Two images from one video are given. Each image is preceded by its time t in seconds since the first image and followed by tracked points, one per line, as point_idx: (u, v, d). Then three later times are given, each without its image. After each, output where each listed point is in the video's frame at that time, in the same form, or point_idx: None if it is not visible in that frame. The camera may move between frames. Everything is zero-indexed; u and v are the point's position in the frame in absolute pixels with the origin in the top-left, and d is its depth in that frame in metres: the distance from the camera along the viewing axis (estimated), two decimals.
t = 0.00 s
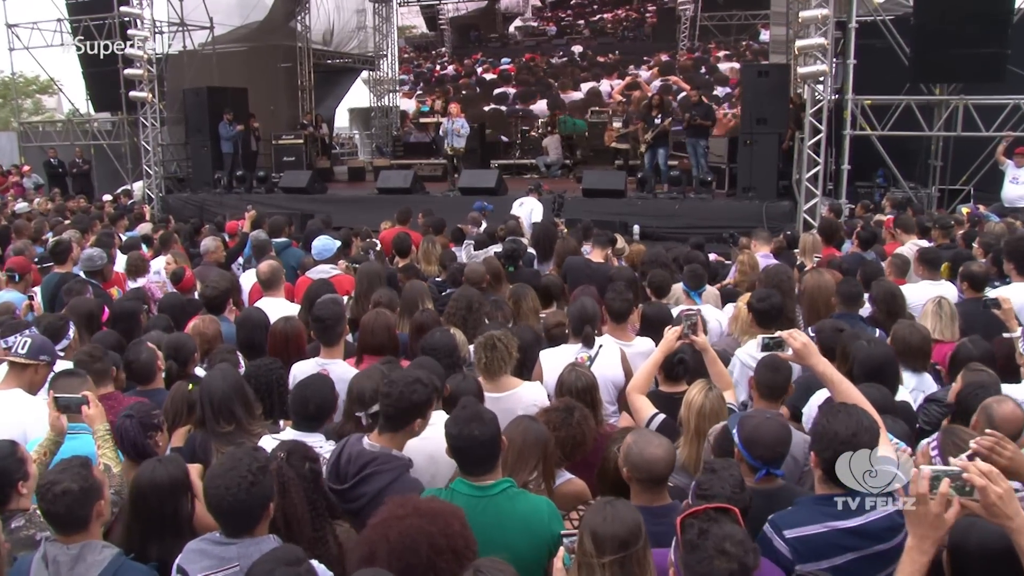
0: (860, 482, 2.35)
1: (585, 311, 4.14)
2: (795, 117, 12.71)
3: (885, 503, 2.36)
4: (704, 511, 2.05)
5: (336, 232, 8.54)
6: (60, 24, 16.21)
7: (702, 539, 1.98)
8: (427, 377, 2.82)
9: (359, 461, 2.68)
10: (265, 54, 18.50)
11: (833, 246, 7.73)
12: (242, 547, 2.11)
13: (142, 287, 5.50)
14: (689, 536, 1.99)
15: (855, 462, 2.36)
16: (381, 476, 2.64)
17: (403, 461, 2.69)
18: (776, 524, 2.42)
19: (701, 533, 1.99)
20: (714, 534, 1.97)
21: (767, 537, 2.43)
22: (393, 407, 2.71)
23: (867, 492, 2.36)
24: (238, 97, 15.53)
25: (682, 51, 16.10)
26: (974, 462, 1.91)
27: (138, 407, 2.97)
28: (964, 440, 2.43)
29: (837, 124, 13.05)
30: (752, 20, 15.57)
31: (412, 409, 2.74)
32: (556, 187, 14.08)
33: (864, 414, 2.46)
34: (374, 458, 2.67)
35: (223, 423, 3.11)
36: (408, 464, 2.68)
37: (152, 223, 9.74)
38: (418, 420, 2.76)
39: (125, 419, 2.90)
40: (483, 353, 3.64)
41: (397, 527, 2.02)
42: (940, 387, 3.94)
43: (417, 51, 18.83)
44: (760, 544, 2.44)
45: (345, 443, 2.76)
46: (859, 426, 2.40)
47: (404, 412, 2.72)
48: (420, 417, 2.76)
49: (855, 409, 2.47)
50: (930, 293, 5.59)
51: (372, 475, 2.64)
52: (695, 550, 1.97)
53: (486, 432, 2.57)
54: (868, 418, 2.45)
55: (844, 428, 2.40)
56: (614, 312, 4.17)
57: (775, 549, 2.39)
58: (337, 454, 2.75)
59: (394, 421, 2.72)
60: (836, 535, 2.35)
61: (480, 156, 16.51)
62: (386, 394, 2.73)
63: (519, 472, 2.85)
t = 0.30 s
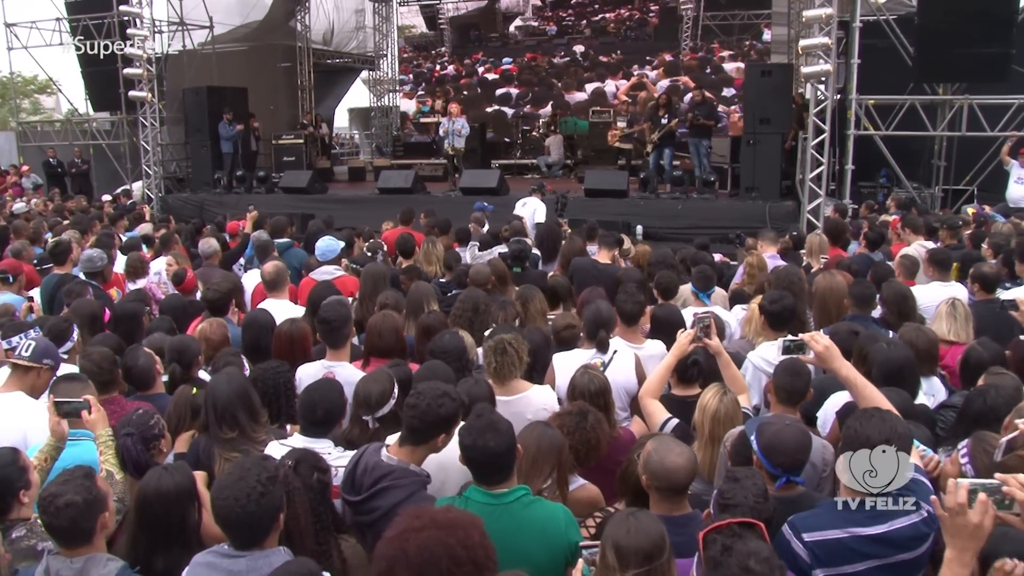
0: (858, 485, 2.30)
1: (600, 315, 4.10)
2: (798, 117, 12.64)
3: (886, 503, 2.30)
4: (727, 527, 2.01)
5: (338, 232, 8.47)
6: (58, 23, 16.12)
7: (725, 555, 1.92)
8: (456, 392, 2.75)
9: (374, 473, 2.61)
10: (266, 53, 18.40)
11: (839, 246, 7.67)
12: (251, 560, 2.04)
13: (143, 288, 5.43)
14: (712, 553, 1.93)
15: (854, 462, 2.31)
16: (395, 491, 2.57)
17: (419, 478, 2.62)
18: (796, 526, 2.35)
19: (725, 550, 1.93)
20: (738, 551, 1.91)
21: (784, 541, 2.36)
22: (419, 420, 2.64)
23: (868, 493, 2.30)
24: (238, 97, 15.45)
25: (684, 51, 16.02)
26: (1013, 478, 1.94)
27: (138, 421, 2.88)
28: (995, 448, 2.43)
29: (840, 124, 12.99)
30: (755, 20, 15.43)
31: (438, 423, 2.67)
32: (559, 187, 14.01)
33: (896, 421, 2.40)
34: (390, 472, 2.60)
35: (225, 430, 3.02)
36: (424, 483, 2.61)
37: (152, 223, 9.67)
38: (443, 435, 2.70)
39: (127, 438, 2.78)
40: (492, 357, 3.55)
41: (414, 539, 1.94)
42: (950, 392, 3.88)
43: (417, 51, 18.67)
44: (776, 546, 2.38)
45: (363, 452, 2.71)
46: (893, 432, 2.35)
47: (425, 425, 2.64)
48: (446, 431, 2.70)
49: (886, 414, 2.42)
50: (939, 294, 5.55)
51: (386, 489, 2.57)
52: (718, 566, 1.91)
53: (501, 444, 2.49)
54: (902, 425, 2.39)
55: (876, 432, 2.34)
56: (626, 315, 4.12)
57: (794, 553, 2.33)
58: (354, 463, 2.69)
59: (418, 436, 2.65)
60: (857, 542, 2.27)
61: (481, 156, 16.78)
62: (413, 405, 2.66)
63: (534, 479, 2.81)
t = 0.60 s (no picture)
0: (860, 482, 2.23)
1: (616, 318, 4.07)
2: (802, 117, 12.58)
3: (885, 503, 2.23)
4: (754, 542, 1.94)
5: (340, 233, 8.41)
6: (59, 22, 16.05)
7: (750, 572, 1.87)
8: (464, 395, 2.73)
9: (386, 479, 2.52)
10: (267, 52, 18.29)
11: (847, 247, 7.61)
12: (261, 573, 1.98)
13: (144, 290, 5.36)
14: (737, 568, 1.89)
15: (853, 462, 2.24)
16: (407, 498, 2.48)
17: (433, 484, 2.52)
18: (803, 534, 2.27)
19: (750, 566, 1.88)
20: (763, 568, 1.86)
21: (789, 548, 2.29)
22: (431, 427, 2.60)
23: (868, 493, 2.23)
24: (238, 96, 15.37)
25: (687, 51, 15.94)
26: None
27: (140, 428, 2.78)
28: None
29: (844, 124, 12.93)
30: (758, 19, 15.35)
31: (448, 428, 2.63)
32: (561, 188, 13.94)
33: (911, 431, 2.28)
34: (401, 478, 2.51)
35: (230, 435, 2.96)
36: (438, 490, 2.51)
37: (153, 223, 9.60)
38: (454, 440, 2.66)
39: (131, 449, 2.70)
40: (503, 360, 3.45)
41: (435, 551, 1.86)
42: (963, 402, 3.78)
43: (418, 51, 18.58)
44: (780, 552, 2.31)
45: (375, 457, 2.62)
46: (901, 444, 2.23)
47: (438, 431, 2.61)
48: (456, 436, 2.65)
49: (898, 423, 2.33)
50: (949, 296, 5.49)
51: (398, 495, 2.48)
52: None
53: (526, 453, 2.43)
54: (915, 436, 2.26)
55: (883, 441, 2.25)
56: (639, 317, 4.13)
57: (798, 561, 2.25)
58: (365, 469, 2.60)
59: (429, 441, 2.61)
60: (865, 553, 2.20)
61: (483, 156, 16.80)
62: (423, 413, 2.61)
63: (550, 487, 2.76)
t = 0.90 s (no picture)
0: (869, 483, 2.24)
1: (626, 320, 3.99)
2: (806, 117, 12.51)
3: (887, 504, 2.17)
4: (784, 562, 1.93)
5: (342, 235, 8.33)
6: (56, 21, 15.95)
7: None
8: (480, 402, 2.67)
9: (397, 488, 2.44)
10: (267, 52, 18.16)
11: (854, 248, 7.54)
12: None
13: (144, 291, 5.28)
14: None
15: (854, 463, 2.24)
16: (422, 504, 2.41)
17: (444, 487, 2.47)
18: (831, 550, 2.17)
19: None
20: None
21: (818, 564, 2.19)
22: (435, 434, 2.52)
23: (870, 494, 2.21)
24: (237, 96, 15.27)
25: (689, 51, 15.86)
26: None
27: (145, 435, 2.70)
28: None
29: (848, 124, 12.87)
30: (761, 19, 15.28)
31: (426, 420, 2.53)
32: (563, 188, 13.85)
33: (940, 444, 2.19)
34: (414, 484, 2.44)
35: (234, 441, 2.89)
36: (451, 493, 2.46)
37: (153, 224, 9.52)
38: (434, 437, 2.53)
39: (137, 458, 2.63)
40: (513, 365, 3.34)
41: (457, 570, 1.79)
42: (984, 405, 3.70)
43: (416, 50, 18.49)
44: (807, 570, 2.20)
45: (381, 467, 2.53)
46: (932, 458, 2.15)
47: (429, 425, 2.53)
48: (436, 433, 2.53)
49: (926, 434, 2.22)
50: (961, 298, 5.43)
51: (412, 502, 2.41)
52: None
53: (542, 459, 2.37)
54: (945, 448, 2.19)
55: (912, 457, 2.16)
56: (650, 321, 4.05)
57: None
58: (372, 480, 2.51)
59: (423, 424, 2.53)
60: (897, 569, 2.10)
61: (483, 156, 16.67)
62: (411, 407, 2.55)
63: (567, 497, 2.71)
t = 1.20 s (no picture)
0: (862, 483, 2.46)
1: (634, 324, 3.90)
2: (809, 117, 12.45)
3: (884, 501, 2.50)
4: None
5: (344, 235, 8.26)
6: (54, 21, 15.86)
7: None
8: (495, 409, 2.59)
9: (410, 498, 2.38)
10: (267, 53, 18.16)
11: (861, 249, 7.48)
12: None
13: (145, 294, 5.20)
14: None
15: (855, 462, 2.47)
16: (437, 514, 2.37)
17: (458, 496, 2.42)
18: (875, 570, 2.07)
19: None
20: None
21: None
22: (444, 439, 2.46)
23: (869, 493, 2.47)
24: (237, 95, 15.17)
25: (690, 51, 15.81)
26: None
27: (152, 441, 2.61)
28: None
29: (851, 124, 12.80)
30: (764, 19, 15.21)
31: (436, 430, 2.47)
32: (565, 189, 13.77)
33: (977, 457, 2.12)
34: (428, 494, 2.39)
35: (243, 448, 2.82)
36: (466, 506, 2.39)
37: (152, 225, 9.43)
38: (446, 446, 2.46)
39: (146, 464, 2.52)
40: (523, 370, 3.24)
41: None
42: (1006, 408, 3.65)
43: (416, 50, 18.44)
44: None
45: (391, 478, 2.48)
46: (971, 472, 2.07)
47: (442, 434, 2.46)
48: (448, 441, 2.46)
49: (962, 447, 2.14)
50: (972, 301, 5.37)
51: (427, 513, 2.36)
52: None
53: (555, 459, 2.32)
54: (982, 462, 2.11)
55: (953, 472, 2.07)
56: (660, 325, 3.96)
57: None
58: (383, 490, 2.45)
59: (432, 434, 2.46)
60: None
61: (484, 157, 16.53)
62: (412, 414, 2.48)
63: (583, 506, 2.64)
